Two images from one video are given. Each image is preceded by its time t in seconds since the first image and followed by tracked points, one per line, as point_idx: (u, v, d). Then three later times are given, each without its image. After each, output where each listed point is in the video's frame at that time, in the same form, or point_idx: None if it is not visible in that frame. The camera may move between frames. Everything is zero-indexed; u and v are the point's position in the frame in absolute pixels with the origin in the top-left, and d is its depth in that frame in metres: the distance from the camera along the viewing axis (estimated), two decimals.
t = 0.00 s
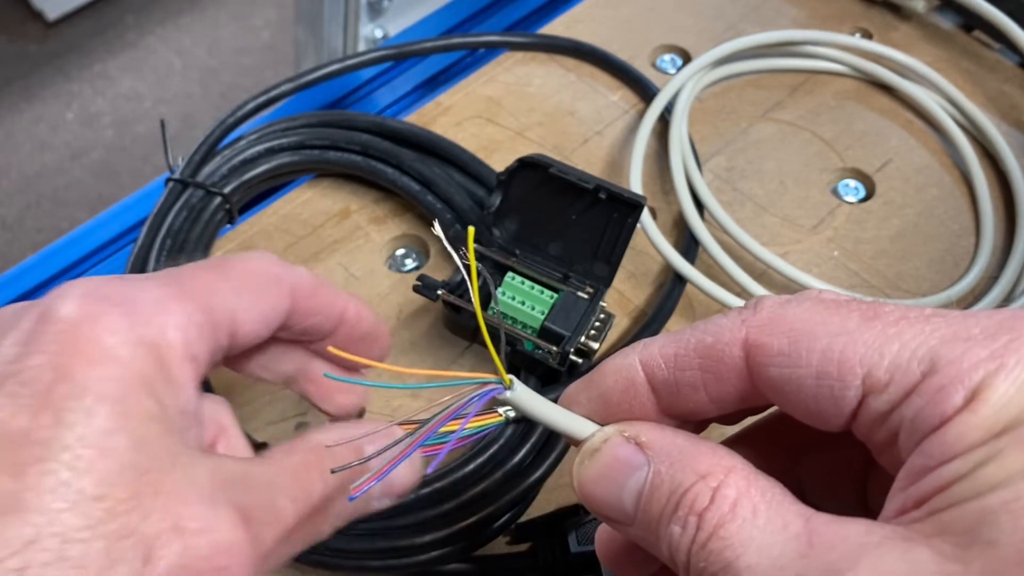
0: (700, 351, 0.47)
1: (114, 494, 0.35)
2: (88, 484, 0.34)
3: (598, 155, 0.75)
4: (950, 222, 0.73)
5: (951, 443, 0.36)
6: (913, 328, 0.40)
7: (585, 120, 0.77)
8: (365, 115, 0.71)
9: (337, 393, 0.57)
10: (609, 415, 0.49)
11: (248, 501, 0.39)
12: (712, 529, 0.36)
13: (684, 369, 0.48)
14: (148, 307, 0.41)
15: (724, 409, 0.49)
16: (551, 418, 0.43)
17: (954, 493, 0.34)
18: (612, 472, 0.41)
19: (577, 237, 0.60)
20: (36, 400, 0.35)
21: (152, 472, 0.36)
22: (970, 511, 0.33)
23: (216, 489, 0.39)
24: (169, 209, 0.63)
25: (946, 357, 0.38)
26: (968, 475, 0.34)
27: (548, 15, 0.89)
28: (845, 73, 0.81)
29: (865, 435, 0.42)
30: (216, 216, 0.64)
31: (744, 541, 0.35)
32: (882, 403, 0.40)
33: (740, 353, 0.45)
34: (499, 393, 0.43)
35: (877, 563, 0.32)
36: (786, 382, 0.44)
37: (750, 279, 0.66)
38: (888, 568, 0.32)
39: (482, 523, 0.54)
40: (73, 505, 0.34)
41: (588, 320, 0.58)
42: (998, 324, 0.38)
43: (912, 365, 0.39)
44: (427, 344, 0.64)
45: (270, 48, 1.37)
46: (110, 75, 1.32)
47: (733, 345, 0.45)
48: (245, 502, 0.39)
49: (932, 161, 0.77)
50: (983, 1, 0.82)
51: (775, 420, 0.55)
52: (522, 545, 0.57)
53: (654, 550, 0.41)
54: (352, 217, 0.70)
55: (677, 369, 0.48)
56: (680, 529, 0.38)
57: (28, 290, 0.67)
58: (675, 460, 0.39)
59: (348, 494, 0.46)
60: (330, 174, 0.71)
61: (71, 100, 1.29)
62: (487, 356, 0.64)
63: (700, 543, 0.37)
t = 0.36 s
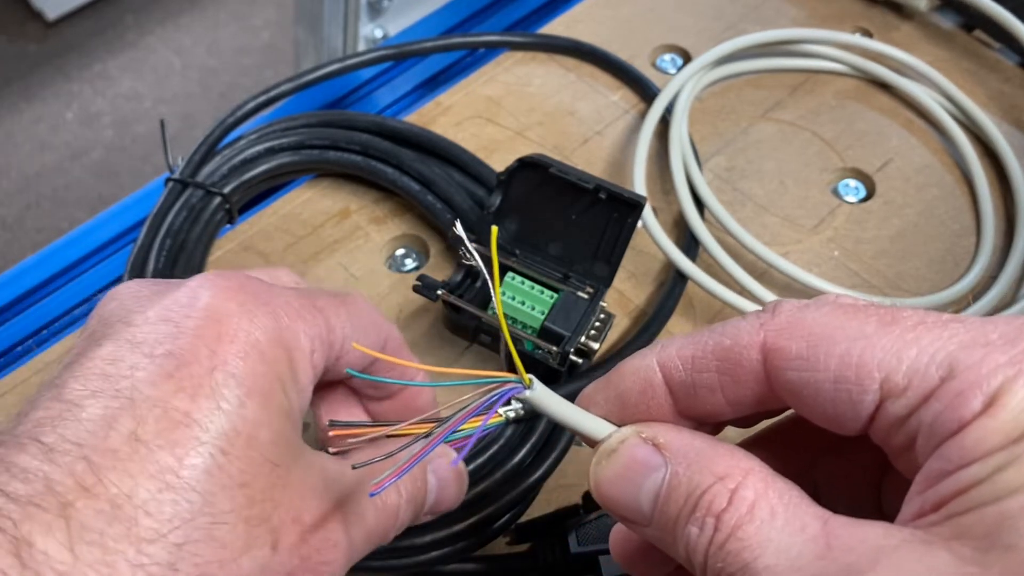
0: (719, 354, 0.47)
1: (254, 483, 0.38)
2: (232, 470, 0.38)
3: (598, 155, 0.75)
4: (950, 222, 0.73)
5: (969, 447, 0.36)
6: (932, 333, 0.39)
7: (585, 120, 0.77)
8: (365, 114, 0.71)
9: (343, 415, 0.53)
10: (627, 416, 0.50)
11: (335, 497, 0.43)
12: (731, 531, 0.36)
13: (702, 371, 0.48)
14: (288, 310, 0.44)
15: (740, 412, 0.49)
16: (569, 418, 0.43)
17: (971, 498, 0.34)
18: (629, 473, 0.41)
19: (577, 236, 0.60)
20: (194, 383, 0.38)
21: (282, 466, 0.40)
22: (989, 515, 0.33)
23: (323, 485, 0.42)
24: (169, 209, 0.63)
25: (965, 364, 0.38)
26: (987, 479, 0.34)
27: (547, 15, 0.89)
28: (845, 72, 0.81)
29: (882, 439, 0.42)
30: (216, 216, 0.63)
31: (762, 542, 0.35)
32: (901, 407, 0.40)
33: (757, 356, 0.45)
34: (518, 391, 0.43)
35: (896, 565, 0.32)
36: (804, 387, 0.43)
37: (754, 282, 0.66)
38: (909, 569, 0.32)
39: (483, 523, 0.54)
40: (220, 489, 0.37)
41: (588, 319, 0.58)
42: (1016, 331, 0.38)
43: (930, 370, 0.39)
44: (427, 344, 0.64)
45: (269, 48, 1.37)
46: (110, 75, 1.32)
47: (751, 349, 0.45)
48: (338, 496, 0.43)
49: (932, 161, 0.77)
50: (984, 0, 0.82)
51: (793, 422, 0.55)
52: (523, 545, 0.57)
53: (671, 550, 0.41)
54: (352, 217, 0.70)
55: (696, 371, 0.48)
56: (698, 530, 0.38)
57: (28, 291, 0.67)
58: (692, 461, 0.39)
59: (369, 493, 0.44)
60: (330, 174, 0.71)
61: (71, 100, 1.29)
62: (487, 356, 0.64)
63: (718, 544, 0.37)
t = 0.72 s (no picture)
0: (724, 361, 0.47)
1: (287, 489, 0.38)
2: (265, 477, 0.38)
3: (598, 155, 0.75)
4: (950, 222, 0.73)
5: (977, 455, 0.36)
6: (939, 340, 0.39)
7: (586, 120, 0.77)
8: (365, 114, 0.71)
9: (372, 417, 0.53)
10: (635, 421, 0.50)
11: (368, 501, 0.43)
12: (739, 537, 0.36)
13: (707, 377, 0.48)
14: (322, 305, 0.43)
15: (748, 418, 0.49)
16: (579, 426, 0.43)
17: (980, 505, 0.34)
18: (637, 480, 0.41)
19: (577, 236, 0.60)
20: (225, 386, 0.38)
21: (317, 470, 0.40)
22: (997, 523, 0.33)
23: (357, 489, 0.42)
24: (169, 209, 0.63)
25: (972, 371, 0.38)
26: (995, 487, 0.34)
27: (548, 15, 0.89)
28: (845, 72, 0.81)
29: (889, 447, 0.42)
30: (216, 216, 0.63)
31: (771, 548, 0.35)
32: (907, 415, 0.40)
33: (763, 362, 0.45)
34: (527, 400, 0.44)
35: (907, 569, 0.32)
36: (810, 395, 0.43)
37: (755, 284, 0.66)
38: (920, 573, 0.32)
39: (483, 523, 0.54)
40: (253, 496, 0.37)
41: (588, 319, 0.58)
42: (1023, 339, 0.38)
43: (936, 378, 0.39)
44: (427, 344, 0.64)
45: (269, 48, 1.37)
46: (110, 75, 1.32)
47: (757, 355, 0.45)
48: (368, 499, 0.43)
49: (932, 161, 0.77)
50: None
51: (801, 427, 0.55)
52: (523, 545, 0.58)
53: (679, 556, 0.41)
54: (352, 217, 0.70)
55: (701, 377, 0.48)
56: (706, 536, 0.38)
57: (28, 291, 0.67)
58: (700, 468, 0.39)
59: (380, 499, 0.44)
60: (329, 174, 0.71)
61: (71, 100, 1.29)
62: (487, 356, 0.63)
63: (727, 550, 0.37)
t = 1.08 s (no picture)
0: (743, 359, 0.47)
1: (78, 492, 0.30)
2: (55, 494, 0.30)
3: (598, 155, 0.75)
4: (950, 222, 0.73)
5: (1008, 459, 0.36)
6: (967, 341, 0.39)
7: (585, 120, 0.77)
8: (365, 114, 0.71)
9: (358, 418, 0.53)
10: (652, 419, 0.50)
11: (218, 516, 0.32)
12: (761, 539, 0.36)
13: (727, 376, 0.48)
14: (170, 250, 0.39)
15: (767, 418, 0.49)
16: (596, 423, 0.43)
17: (1009, 511, 0.34)
18: (654, 479, 0.40)
19: (577, 236, 0.60)
20: None
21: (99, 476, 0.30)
22: None
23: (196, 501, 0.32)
24: (168, 209, 0.62)
25: (1002, 374, 0.38)
26: None
27: (547, 15, 0.89)
28: (845, 72, 0.81)
29: (911, 448, 0.42)
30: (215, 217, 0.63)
31: (792, 551, 0.35)
32: (933, 417, 0.40)
33: (785, 362, 0.45)
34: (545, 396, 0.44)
35: None
36: (832, 395, 0.43)
37: (756, 284, 0.66)
38: None
39: (484, 523, 0.53)
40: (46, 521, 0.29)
41: (588, 319, 0.58)
42: None
43: (964, 379, 0.39)
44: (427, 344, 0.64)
45: (269, 48, 1.37)
46: (110, 75, 1.32)
47: (779, 354, 0.45)
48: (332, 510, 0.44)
49: (933, 161, 0.77)
50: None
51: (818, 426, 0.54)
52: (523, 545, 0.58)
53: (696, 558, 0.40)
54: (352, 217, 0.70)
55: (720, 376, 0.48)
56: (726, 537, 0.38)
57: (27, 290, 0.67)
58: (720, 468, 0.39)
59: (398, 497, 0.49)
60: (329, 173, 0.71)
61: (71, 100, 1.29)
62: (487, 356, 0.63)
63: (747, 552, 0.37)
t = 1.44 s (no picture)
0: (736, 359, 0.47)
1: None
2: None
3: (598, 155, 0.75)
4: (950, 222, 0.73)
5: (998, 459, 0.36)
6: (956, 342, 0.39)
7: (586, 120, 0.77)
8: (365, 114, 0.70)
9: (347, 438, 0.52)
10: (646, 419, 0.50)
11: None
12: (753, 538, 0.36)
13: (719, 375, 0.48)
14: None
15: (760, 416, 0.49)
16: (592, 423, 0.42)
17: (1001, 511, 0.34)
18: (648, 477, 0.40)
19: (577, 236, 0.60)
20: None
21: None
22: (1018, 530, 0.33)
23: None
24: (168, 209, 0.62)
25: (992, 375, 0.38)
26: (1015, 492, 0.35)
27: (548, 15, 0.89)
28: (845, 72, 0.81)
29: (903, 448, 0.42)
30: (216, 216, 0.63)
31: (785, 551, 0.35)
32: (923, 417, 0.40)
33: (777, 361, 0.45)
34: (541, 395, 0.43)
35: None
36: (824, 395, 0.43)
37: (756, 284, 0.66)
38: None
39: (483, 524, 0.54)
40: None
41: (588, 320, 0.57)
42: None
43: (955, 380, 0.39)
44: (427, 344, 0.64)
45: (269, 48, 1.37)
46: (110, 75, 1.32)
47: (771, 354, 0.45)
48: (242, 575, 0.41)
49: (933, 161, 0.77)
50: None
51: (811, 427, 0.54)
52: (523, 545, 0.57)
53: (688, 556, 0.41)
54: (352, 217, 0.70)
55: (713, 375, 0.48)
56: (718, 536, 0.38)
57: (28, 290, 0.67)
58: (713, 467, 0.39)
59: (387, 500, 0.46)
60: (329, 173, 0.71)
61: (71, 100, 1.29)
62: (487, 355, 0.63)
63: (740, 551, 0.37)
